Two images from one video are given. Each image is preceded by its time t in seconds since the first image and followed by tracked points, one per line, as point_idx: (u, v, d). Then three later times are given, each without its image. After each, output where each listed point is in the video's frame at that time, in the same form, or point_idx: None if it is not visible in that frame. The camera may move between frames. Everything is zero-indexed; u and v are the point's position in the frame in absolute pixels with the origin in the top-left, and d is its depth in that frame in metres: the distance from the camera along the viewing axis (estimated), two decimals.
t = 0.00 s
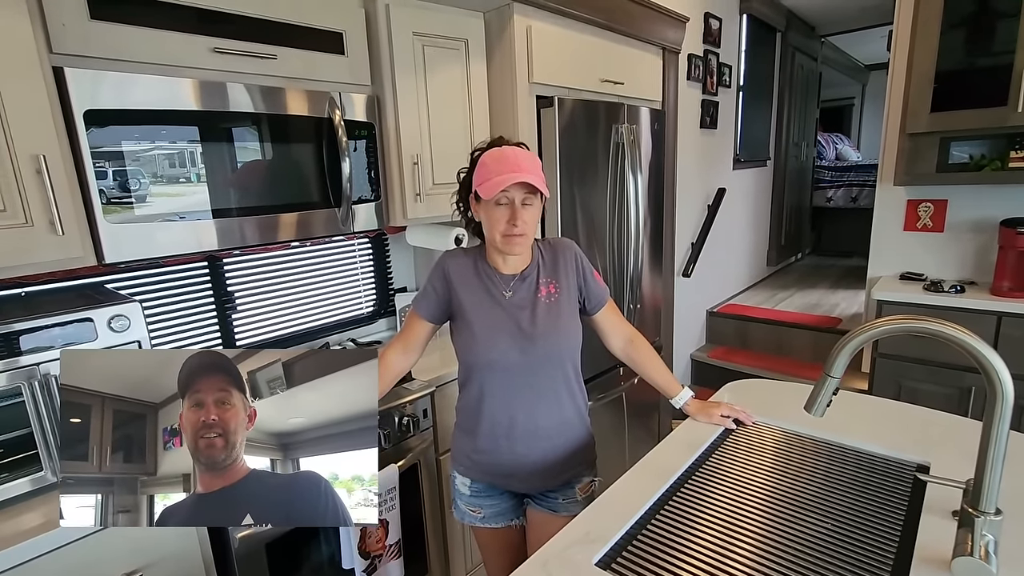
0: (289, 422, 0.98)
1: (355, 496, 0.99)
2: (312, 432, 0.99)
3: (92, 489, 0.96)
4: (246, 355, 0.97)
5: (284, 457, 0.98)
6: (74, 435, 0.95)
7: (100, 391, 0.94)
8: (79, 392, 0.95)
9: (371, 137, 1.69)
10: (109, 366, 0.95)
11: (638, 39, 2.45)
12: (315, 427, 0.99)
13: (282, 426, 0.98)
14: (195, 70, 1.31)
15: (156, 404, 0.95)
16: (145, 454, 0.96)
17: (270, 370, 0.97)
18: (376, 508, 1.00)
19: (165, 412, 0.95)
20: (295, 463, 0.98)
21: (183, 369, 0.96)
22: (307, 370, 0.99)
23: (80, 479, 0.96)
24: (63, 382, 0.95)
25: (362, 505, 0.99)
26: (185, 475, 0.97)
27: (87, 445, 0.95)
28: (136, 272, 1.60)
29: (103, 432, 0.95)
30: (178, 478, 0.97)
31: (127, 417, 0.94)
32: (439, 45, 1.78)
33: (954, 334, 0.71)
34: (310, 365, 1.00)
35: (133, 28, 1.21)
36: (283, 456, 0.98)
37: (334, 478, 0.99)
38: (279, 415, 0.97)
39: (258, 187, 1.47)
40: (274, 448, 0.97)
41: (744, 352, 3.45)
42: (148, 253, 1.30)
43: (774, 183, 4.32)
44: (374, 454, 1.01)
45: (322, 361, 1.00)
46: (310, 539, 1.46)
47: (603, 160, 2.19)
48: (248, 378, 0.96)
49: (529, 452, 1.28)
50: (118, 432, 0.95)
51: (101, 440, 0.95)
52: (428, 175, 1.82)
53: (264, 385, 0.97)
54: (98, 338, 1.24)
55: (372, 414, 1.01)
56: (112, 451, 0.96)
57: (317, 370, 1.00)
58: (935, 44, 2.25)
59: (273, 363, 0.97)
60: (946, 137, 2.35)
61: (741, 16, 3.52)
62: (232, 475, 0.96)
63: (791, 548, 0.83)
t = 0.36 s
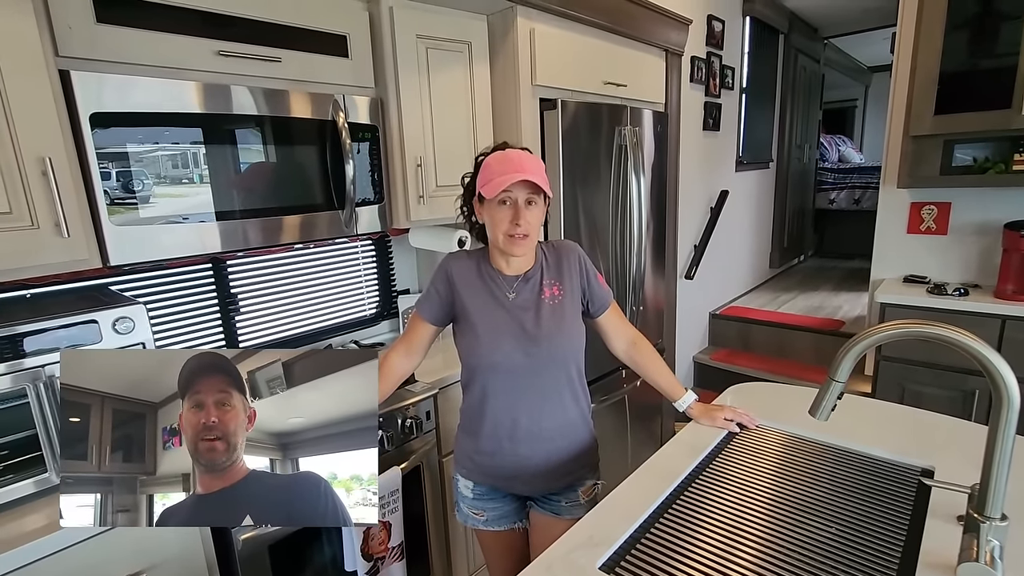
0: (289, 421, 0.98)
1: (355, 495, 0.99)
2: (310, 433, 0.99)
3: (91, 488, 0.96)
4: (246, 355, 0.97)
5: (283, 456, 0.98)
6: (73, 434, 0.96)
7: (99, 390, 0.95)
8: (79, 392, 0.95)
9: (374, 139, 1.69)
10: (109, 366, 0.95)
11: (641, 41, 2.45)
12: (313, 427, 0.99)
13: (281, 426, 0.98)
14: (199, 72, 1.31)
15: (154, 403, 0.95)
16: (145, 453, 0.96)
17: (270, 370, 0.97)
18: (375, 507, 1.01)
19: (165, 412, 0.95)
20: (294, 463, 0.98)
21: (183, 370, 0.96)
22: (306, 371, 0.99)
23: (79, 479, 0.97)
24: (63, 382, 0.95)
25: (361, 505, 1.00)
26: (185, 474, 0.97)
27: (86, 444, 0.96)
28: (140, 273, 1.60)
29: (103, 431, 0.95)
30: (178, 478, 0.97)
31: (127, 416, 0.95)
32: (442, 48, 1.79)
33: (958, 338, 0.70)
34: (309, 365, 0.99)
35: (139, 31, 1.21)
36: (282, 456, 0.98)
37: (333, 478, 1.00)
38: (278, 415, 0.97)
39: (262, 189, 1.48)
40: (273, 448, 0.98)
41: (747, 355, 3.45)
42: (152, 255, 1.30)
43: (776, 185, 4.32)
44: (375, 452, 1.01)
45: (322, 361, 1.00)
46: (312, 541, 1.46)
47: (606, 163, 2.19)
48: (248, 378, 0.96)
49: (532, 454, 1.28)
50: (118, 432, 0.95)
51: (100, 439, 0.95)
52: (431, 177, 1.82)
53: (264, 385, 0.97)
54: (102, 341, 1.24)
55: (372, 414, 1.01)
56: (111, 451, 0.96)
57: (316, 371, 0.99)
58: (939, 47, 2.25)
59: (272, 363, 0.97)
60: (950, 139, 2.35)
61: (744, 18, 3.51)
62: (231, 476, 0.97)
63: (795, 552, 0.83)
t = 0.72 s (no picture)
0: (288, 421, 0.97)
1: (353, 494, 1.01)
2: (309, 433, 0.99)
3: (90, 488, 0.97)
4: (246, 354, 0.96)
5: (283, 455, 0.98)
6: (73, 432, 0.96)
7: (98, 390, 0.95)
8: (77, 391, 0.95)
9: (378, 142, 1.70)
10: (109, 366, 0.95)
11: (645, 44, 2.45)
12: (313, 427, 0.99)
13: (281, 426, 0.97)
14: (204, 75, 1.31)
15: (153, 402, 0.95)
16: (145, 453, 0.96)
17: (270, 369, 0.96)
18: (375, 506, 1.02)
19: (164, 410, 0.95)
20: (293, 462, 0.99)
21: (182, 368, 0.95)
22: (306, 371, 0.98)
23: (79, 478, 0.97)
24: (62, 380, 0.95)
25: (360, 504, 1.01)
26: (185, 473, 0.97)
27: (85, 443, 0.96)
28: (144, 275, 1.60)
29: (102, 430, 0.95)
30: (177, 476, 0.97)
31: (126, 416, 0.95)
32: (446, 51, 1.79)
33: (967, 343, 0.70)
34: (309, 364, 0.98)
35: (145, 34, 1.21)
36: (282, 455, 0.98)
37: (333, 477, 1.01)
38: (278, 415, 0.97)
39: (266, 191, 1.48)
40: (273, 447, 0.98)
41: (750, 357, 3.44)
42: (156, 257, 1.30)
43: (780, 187, 4.31)
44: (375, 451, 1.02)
45: (321, 361, 0.98)
46: (315, 543, 1.44)
47: (609, 165, 2.19)
48: (248, 377, 0.95)
49: (536, 457, 1.28)
50: (117, 430, 0.96)
51: (99, 438, 0.96)
52: (435, 180, 1.83)
53: (263, 384, 0.96)
54: (107, 342, 1.25)
55: (373, 415, 1.01)
56: (111, 450, 0.96)
57: (315, 371, 0.98)
58: (943, 49, 2.24)
59: (273, 362, 0.96)
60: (955, 142, 2.35)
61: (747, 21, 3.51)
62: (231, 475, 0.97)
63: (801, 557, 0.82)
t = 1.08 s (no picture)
0: (288, 421, 0.98)
1: (352, 494, 1.00)
2: (312, 432, 0.99)
3: (90, 486, 0.97)
4: (245, 355, 0.96)
5: (283, 454, 0.98)
6: (73, 431, 0.96)
7: (98, 388, 0.96)
8: (76, 389, 0.96)
9: (384, 140, 1.70)
10: (110, 364, 0.96)
11: (651, 44, 2.45)
12: (315, 426, 0.99)
13: (281, 425, 0.98)
14: (209, 73, 1.31)
15: (153, 401, 0.95)
16: (144, 453, 0.96)
17: (270, 368, 0.97)
18: (374, 506, 1.00)
19: (163, 411, 0.96)
20: (293, 462, 0.99)
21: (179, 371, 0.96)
22: (306, 370, 0.99)
23: (79, 477, 0.97)
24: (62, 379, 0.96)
25: (359, 504, 1.00)
26: (185, 473, 0.97)
27: (85, 442, 0.96)
28: (147, 274, 1.60)
29: (102, 428, 0.96)
30: (177, 476, 0.97)
31: (125, 414, 0.95)
32: (453, 50, 1.79)
33: (979, 344, 0.69)
34: (309, 364, 0.99)
35: (152, 31, 1.22)
36: (281, 454, 0.98)
37: (333, 477, 1.00)
38: (277, 415, 0.97)
39: (271, 190, 1.48)
40: (272, 447, 0.98)
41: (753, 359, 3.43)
42: (160, 255, 1.30)
43: (784, 189, 4.30)
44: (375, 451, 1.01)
45: (322, 360, 1.00)
46: (318, 543, 1.44)
47: (614, 165, 2.19)
48: (247, 377, 0.96)
49: (540, 458, 1.27)
50: (116, 429, 0.96)
51: (99, 437, 0.96)
52: (440, 179, 1.82)
53: (263, 384, 0.96)
54: (113, 339, 1.25)
55: (373, 415, 1.02)
56: (111, 449, 0.96)
57: (316, 370, 0.99)
58: (950, 51, 2.23)
59: (272, 361, 0.96)
60: (962, 144, 2.33)
61: (753, 22, 3.51)
62: (231, 475, 0.97)
63: (808, 559, 0.82)
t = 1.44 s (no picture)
0: (289, 422, 0.98)
1: (351, 496, 1.00)
2: (313, 432, 0.99)
3: (90, 486, 0.96)
4: (246, 355, 0.96)
5: (283, 455, 0.98)
6: (73, 430, 0.96)
7: (98, 388, 0.96)
8: (76, 388, 0.96)
9: (387, 138, 1.70)
10: (111, 363, 0.96)
11: (654, 43, 2.44)
12: (316, 427, 0.99)
13: (281, 426, 0.98)
14: (212, 69, 1.31)
15: (154, 401, 0.95)
16: (145, 453, 0.96)
17: (270, 370, 0.97)
18: (374, 508, 1.01)
19: (164, 410, 0.95)
20: (293, 462, 0.98)
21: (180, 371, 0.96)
22: (307, 371, 0.99)
23: (78, 476, 0.97)
24: (62, 378, 0.96)
25: (359, 505, 1.01)
26: (185, 473, 0.97)
27: (85, 441, 0.96)
28: (149, 269, 1.60)
29: (102, 428, 0.95)
30: (177, 476, 0.97)
31: (125, 414, 0.95)
32: (456, 47, 1.78)
33: (983, 346, 0.69)
34: (310, 365, 0.99)
35: (156, 27, 1.21)
36: (281, 455, 0.98)
37: (333, 478, 1.00)
38: (278, 415, 0.97)
39: (273, 187, 1.48)
40: (272, 447, 0.97)
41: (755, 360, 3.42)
42: (162, 252, 1.30)
43: (787, 190, 4.29)
44: (374, 452, 1.02)
45: (323, 361, 1.00)
46: (319, 540, 1.45)
47: (617, 165, 2.18)
48: (247, 378, 0.96)
49: (541, 456, 1.27)
50: (116, 429, 0.96)
51: (99, 436, 0.96)
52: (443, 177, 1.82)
53: (264, 385, 0.96)
54: (116, 334, 1.25)
55: (373, 414, 1.02)
56: (111, 448, 0.96)
57: (316, 372, 0.99)
58: (954, 52, 2.23)
59: (273, 363, 0.97)
60: (965, 146, 2.33)
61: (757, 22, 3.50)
62: (231, 475, 0.97)
63: (808, 560, 0.82)
